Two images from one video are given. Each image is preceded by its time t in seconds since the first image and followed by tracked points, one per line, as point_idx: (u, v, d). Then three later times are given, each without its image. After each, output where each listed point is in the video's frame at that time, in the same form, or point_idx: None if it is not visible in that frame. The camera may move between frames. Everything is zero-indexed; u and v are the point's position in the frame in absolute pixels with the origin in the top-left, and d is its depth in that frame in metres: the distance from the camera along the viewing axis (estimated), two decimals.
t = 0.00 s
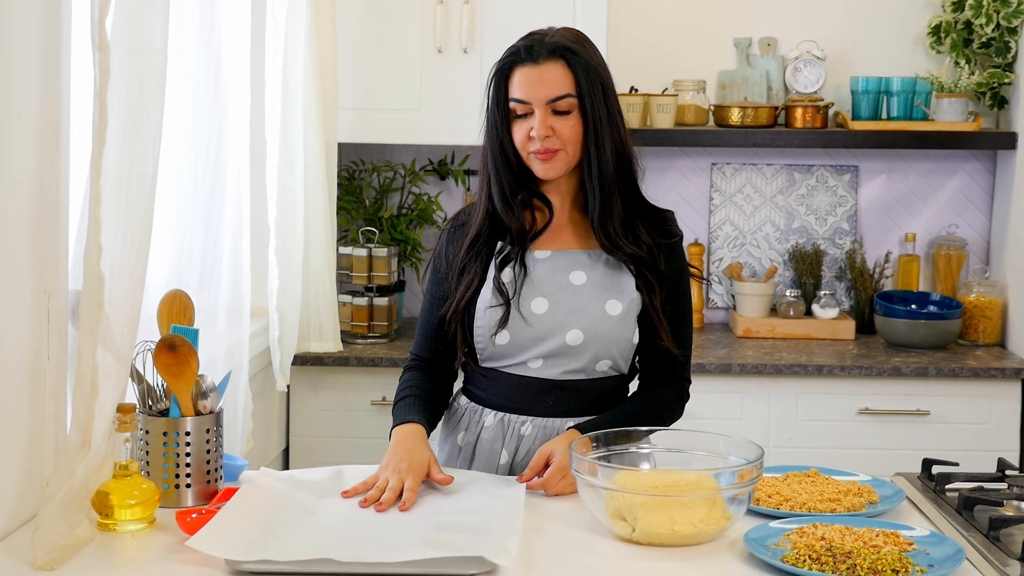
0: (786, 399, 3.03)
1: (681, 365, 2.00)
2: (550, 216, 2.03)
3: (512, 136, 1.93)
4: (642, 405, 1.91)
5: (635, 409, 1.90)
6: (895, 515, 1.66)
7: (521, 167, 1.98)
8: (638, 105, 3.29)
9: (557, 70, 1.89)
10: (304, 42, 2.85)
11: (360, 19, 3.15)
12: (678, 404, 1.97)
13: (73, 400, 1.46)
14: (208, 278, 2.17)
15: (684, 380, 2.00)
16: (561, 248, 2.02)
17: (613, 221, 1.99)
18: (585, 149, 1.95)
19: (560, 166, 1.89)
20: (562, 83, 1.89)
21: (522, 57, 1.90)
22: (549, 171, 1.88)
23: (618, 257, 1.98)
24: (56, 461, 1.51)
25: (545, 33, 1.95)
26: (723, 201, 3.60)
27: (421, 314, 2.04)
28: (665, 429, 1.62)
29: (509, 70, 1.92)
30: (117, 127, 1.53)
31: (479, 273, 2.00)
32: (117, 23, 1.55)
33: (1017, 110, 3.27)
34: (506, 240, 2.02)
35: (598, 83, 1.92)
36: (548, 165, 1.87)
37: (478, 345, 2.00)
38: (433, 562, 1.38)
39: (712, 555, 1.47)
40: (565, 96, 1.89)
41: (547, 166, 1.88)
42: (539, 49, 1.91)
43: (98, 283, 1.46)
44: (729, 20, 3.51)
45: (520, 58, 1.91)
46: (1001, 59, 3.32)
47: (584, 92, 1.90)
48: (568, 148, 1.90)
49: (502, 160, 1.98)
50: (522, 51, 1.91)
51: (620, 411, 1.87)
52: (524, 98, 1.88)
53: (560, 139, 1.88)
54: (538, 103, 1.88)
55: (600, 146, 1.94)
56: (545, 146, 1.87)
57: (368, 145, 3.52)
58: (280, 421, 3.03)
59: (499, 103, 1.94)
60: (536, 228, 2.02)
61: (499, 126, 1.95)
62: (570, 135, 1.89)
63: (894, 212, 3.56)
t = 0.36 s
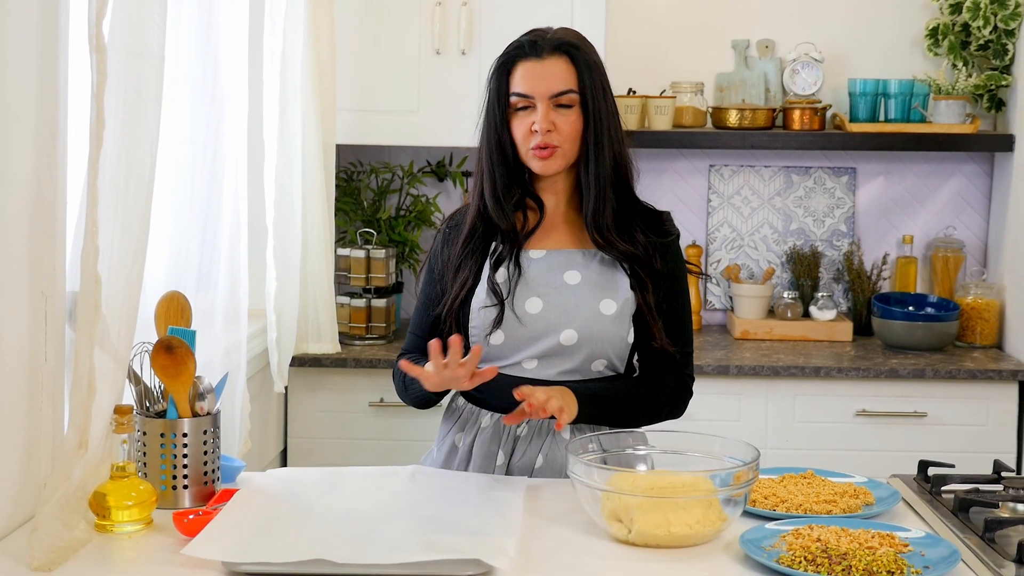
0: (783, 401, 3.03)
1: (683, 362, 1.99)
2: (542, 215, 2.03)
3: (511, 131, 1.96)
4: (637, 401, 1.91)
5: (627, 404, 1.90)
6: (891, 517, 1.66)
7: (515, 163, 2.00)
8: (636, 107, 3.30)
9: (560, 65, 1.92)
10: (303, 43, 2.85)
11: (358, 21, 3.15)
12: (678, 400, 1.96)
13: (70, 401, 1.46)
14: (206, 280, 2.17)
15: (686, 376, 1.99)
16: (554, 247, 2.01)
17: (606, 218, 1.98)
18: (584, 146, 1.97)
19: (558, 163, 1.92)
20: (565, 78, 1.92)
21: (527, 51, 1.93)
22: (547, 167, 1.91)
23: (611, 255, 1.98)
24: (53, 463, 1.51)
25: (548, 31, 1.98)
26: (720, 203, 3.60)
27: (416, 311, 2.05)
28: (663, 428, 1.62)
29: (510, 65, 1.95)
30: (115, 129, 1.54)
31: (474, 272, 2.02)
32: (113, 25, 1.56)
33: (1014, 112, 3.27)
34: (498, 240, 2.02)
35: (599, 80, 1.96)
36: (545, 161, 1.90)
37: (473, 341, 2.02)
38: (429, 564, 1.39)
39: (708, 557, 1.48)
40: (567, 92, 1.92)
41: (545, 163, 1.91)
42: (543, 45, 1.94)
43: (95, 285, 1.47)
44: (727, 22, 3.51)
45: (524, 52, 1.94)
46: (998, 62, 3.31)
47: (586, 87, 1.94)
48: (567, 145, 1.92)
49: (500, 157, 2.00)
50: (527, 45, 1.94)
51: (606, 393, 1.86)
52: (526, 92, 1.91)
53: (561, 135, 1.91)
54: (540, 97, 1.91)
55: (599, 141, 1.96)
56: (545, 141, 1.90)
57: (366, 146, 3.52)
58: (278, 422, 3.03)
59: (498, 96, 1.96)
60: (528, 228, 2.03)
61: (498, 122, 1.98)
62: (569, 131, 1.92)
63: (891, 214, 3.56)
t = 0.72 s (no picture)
0: (781, 402, 3.03)
1: (682, 355, 2.01)
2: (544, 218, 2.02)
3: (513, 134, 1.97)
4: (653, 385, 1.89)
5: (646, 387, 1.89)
6: (886, 518, 1.66)
7: (520, 167, 1.99)
8: (633, 108, 3.30)
9: (564, 69, 1.94)
10: (299, 44, 2.86)
11: (355, 22, 3.16)
12: (681, 394, 1.95)
13: (65, 402, 1.46)
14: (202, 281, 2.17)
15: (686, 372, 1.99)
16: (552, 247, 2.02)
17: (604, 220, 2.00)
18: (587, 149, 1.99)
19: (567, 166, 1.92)
20: (570, 82, 1.93)
21: (531, 55, 1.94)
22: (555, 170, 1.92)
23: (610, 255, 1.98)
24: (50, 463, 1.52)
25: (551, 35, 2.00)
26: (718, 204, 3.60)
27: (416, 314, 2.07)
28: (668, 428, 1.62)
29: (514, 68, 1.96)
30: (111, 129, 1.54)
31: (470, 274, 2.02)
32: (110, 27, 1.56)
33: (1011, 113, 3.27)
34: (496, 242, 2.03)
35: (601, 84, 1.97)
36: (553, 165, 1.91)
37: (467, 343, 2.00)
38: (424, 565, 1.39)
39: (704, 558, 1.48)
40: (572, 96, 1.93)
41: (551, 166, 1.91)
42: (548, 48, 1.95)
43: (91, 285, 1.47)
44: (724, 23, 3.51)
45: (529, 56, 1.94)
46: (995, 62, 3.30)
47: (590, 92, 1.96)
48: (575, 147, 1.93)
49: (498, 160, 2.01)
50: (531, 49, 1.95)
51: (638, 365, 1.84)
52: (532, 96, 1.93)
53: (568, 138, 1.92)
54: (547, 101, 1.92)
55: (602, 146, 1.98)
56: (553, 144, 1.91)
57: (363, 148, 3.52)
58: (276, 423, 3.04)
59: (500, 99, 1.95)
60: (528, 231, 2.03)
61: (500, 126, 1.97)
62: (577, 134, 1.93)
63: (888, 215, 3.56)
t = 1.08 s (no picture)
0: (778, 402, 3.03)
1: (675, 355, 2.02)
2: (543, 217, 2.02)
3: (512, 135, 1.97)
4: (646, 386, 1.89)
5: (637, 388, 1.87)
6: (883, 518, 1.66)
7: (518, 168, 1.99)
8: (631, 108, 3.30)
9: (564, 71, 1.94)
10: (297, 43, 2.86)
11: (352, 22, 3.15)
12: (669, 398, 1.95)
13: (62, 402, 1.46)
14: (199, 281, 2.17)
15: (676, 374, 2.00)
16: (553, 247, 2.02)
17: (604, 220, 2.00)
18: (586, 150, 2.00)
19: (566, 166, 1.93)
20: (569, 84, 1.94)
21: (531, 56, 1.94)
22: (554, 170, 1.92)
23: (609, 255, 1.98)
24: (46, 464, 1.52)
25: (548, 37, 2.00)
26: (715, 204, 3.60)
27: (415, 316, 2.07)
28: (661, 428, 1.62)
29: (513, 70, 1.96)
30: (107, 130, 1.55)
31: (469, 274, 2.01)
32: (106, 27, 1.57)
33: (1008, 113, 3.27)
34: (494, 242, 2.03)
35: (600, 86, 1.98)
36: (553, 166, 1.92)
37: (467, 343, 2.00)
38: (421, 565, 1.39)
39: (701, 558, 1.48)
40: (571, 97, 1.94)
41: (551, 167, 1.92)
42: (547, 50, 1.95)
43: (87, 285, 1.46)
44: (721, 23, 3.51)
45: (528, 57, 1.94)
46: (992, 62, 3.30)
47: (589, 94, 1.96)
48: (575, 147, 1.93)
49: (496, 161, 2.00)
50: (530, 50, 1.94)
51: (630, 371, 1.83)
52: (531, 97, 1.93)
53: (567, 138, 1.92)
54: (546, 103, 1.92)
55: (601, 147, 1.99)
56: (553, 145, 1.91)
57: (361, 148, 3.52)
58: (273, 423, 3.04)
59: (499, 100, 1.95)
60: (529, 230, 2.02)
61: (497, 128, 1.96)
62: (576, 135, 1.93)
63: (886, 215, 3.57)
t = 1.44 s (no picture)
0: (777, 401, 3.03)
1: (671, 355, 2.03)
2: (537, 218, 2.03)
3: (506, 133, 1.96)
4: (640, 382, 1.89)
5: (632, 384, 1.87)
6: (882, 517, 1.66)
7: (513, 166, 1.98)
8: (629, 107, 3.29)
9: (558, 69, 1.93)
10: (295, 43, 2.85)
11: (351, 21, 3.15)
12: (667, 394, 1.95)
13: (60, 402, 1.46)
14: (197, 282, 2.17)
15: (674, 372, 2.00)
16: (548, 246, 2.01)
17: (600, 220, 2.00)
18: (580, 149, 1.99)
19: (560, 165, 1.92)
20: (563, 82, 1.92)
21: (525, 55, 1.93)
22: (549, 169, 1.91)
23: (604, 254, 1.98)
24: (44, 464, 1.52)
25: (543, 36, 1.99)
26: (714, 203, 3.60)
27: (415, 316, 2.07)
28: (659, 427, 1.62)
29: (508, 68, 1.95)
30: (105, 130, 1.54)
31: (465, 274, 2.01)
32: (104, 26, 1.57)
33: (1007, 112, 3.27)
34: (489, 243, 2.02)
35: (593, 85, 1.98)
36: (547, 164, 1.91)
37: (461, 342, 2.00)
38: (419, 566, 1.39)
39: (700, 558, 1.47)
40: (566, 96, 1.92)
41: (546, 164, 1.91)
42: (542, 49, 1.95)
43: (85, 284, 1.46)
44: (720, 23, 3.51)
45: (523, 56, 1.94)
46: (990, 61, 3.30)
47: (583, 92, 1.96)
48: (569, 146, 1.93)
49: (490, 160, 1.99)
50: (525, 49, 1.94)
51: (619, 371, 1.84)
52: (526, 95, 1.91)
53: (562, 137, 1.91)
54: (541, 101, 1.91)
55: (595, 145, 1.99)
56: (547, 144, 1.90)
57: (359, 147, 3.52)
58: (272, 423, 3.03)
59: (494, 99, 1.95)
60: (521, 230, 2.02)
61: (493, 126, 1.96)
62: (571, 134, 1.92)
63: (884, 214, 3.57)
